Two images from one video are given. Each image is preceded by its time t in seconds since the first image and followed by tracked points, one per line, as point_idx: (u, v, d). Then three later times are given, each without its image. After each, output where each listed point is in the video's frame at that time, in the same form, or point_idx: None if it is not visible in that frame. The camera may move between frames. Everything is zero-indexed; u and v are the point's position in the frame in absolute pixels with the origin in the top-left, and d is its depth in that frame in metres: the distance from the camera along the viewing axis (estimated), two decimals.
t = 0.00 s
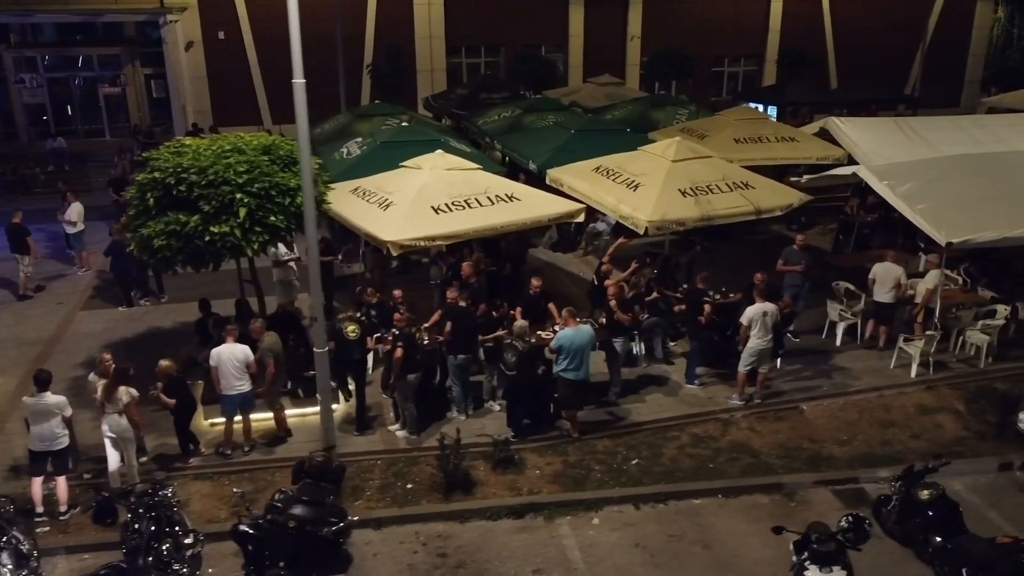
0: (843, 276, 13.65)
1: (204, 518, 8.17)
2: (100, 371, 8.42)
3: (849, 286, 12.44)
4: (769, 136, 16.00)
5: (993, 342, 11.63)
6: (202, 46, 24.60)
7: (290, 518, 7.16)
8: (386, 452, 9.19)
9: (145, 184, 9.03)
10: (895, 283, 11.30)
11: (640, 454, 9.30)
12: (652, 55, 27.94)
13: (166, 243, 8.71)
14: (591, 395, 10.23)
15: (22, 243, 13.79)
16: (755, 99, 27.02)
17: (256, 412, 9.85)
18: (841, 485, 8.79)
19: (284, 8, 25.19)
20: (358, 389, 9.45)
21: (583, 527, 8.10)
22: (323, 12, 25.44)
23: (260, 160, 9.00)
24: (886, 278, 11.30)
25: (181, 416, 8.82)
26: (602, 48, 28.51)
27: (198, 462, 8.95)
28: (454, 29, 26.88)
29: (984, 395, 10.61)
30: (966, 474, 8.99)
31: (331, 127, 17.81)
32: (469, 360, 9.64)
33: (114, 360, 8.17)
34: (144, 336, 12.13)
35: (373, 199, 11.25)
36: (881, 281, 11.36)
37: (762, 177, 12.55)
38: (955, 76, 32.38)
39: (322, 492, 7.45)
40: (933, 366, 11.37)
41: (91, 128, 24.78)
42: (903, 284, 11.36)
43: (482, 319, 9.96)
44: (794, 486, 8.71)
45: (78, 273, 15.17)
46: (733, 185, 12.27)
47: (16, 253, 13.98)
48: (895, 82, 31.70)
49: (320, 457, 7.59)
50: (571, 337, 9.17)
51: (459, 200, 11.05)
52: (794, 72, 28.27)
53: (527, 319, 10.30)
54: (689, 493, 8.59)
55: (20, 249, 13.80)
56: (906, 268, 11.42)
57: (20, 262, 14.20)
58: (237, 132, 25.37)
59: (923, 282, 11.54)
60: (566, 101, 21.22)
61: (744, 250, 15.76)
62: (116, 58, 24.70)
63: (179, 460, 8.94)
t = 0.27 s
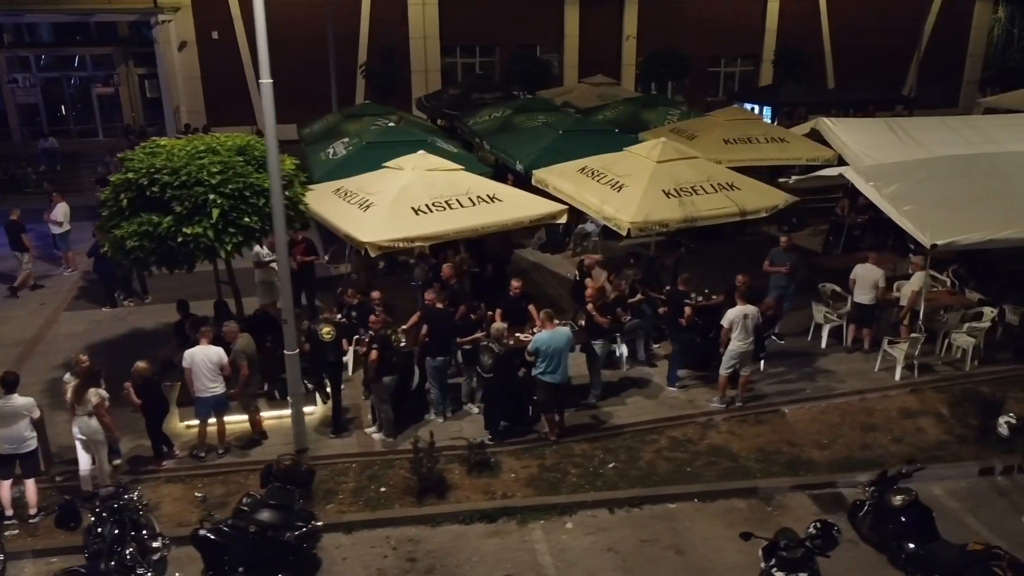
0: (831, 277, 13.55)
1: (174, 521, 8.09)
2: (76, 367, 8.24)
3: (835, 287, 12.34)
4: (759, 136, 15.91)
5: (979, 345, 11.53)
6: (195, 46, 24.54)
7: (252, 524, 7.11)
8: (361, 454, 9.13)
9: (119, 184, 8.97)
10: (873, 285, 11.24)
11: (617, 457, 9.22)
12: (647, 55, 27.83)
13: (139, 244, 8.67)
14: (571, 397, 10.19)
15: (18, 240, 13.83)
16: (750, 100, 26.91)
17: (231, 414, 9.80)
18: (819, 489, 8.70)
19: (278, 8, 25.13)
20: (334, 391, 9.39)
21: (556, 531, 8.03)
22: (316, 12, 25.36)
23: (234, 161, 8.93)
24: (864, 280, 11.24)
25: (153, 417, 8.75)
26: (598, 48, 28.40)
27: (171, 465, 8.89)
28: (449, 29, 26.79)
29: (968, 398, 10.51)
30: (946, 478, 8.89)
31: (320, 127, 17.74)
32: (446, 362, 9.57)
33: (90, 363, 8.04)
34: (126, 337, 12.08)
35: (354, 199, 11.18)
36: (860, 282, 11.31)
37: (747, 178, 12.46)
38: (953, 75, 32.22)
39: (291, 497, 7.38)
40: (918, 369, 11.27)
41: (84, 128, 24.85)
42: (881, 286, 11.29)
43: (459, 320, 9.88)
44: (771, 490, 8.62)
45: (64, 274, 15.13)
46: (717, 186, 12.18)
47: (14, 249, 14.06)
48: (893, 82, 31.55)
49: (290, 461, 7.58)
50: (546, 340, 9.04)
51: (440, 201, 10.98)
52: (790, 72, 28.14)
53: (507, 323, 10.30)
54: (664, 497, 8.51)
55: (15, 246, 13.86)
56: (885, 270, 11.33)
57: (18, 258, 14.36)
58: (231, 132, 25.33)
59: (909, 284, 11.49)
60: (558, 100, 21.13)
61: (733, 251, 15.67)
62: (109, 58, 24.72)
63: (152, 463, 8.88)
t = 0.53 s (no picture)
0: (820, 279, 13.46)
1: (146, 523, 8.05)
2: (51, 368, 8.23)
3: (822, 289, 12.25)
4: (750, 137, 15.84)
5: (966, 347, 11.44)
6: (191, 46, 24.53)
7: (212, 529, 7.09)
8: (337, 457, 9.08)
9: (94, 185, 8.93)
10: (854, 286, 11.21)
11: (595, 460, 9.15)
12: (644, 55, 27.76)
13: (113, 244, 8.63)
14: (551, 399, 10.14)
15: (17, 237, 13.91)
16: (747, 100, 26.81)
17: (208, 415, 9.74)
18: (798, 493, 8.62)
19: (273, 8, 25.13)
20: (312, 393, 9.34)
21: (529, 535, 7.97)
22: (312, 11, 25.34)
23: (210, 161, 8.89)
24: (845, 282, 11.22)
25: (127, 419, 8.69)
26: (595, 48, 28.31)
27: (145, 467, 8.84)
28: (445, 29, 26.75)
29: (953, 401, 10.42)
30: (927, 483, 8.80)
31: (311, 127, 17.68)
32: (425, 363, 9.51)
33: (66, 363, 7.98)
34: (109, 337, 12.06)
35: (336, 200, 11.14)
36: (841, 284, 11.30)
37: (734, 179, 12.38)
38: (952, 76, 32.06)
39: (259, 501, 7.35)
40: (904, 372, 11.18)
41: (79, 128, 24.96)
42: (862, 287, 11.26)
43: (438, 322, 9.82)
44: (748, 494, 8.54)
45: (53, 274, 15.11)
46: (703, 187, 12.10)
47: (14, 246, 14.15)
48: (892, 82, 31.40)
49: (258, 464, 7.59)
50: (525, 342, 8.92)
51: (422, 202, 10.93)
52: (788, 72, 28.03)
53: (488, 324, 10.27)
54: (641, 500, 8.44)
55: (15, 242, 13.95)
56: (867, 272, 11.30)
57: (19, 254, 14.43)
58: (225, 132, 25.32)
59: (895, 286, 11.41)
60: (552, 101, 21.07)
61: (724, 252, 15.59)
62: (104, 58, 24.78)
63: (126, 464, 8.83)
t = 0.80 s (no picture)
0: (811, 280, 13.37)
1: (122, 524, 8.01)
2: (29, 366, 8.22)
3: (811, 291, 12.17)
4: (743, 137, 15.75)
5: (955, 350, 11.33)
6: (189, 46, 24.53)
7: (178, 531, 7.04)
8: (317, 458, 9.04)
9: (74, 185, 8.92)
10: (839, 288, 11.16)
11: (576, 463, 9.09)
12: (643, 55, 27.66)
13: (91, 244, 8.63)
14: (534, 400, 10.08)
15: (23, 233, 14.26)
16: (746, 101, 26.69)
17: (190, 415, 9.70)
18: (779, 497, 8.54)
19: (271, 8, 25.12)
20: (292, 394, 9.31)
21: (505, 538, 7.91)
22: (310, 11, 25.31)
23: (189, 161, 8.87)
24: (830, 283, 11.17)
25: (105, 419, 8.67)
26: (594, 48, 28.23)
27: (123, 467, 8.81)
28: (443, 29, 26.72)
29: (941, 405, 10.32)
30: (910, 488, 8.71)
31: (305, 126, 17.65)
32: (406, 364, 9.46)
33: (43, 362, 7.97)
34: (95, 336, 12.06)
35: (321, 200, 11.11)
36: (826, 286, 11.26)
37: (723, 180, 12.30)
38: (955, 76, 31.87)
39: (231, 503, 7.28)
40: (892, 375, 11.08)
41: (77, 128, 25.05)
42: (847, 289, 11.22)
43: (420, 323, 9.77)
44: (728, 498, 8.47)
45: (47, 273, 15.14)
46: (692, 187, 12.02)
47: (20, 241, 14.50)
48: (894, 83, 31.23)
49: (231, 466, 7.50)
50: (507, 342, 8.81)
51: (407, 202, 10.89)
52: (788, 73, 27.89)
53: (471, 325, 10.22)
54: (619, 503, 8.38)
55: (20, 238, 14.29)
56: (852, 273, 11.24)
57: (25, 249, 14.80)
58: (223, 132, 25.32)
59: (884, 289, 11.30)
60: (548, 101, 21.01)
61: (717, 254, 15.50)
62: (103, 58, 24.85)
63: (105, 465, 8.81)
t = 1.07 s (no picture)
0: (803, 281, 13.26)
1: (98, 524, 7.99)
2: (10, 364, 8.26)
3: (800, 291, 12.06)
4: (738, 137, 15.67)
5: (946, 353, 11.22)
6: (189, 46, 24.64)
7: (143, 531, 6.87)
8: (297, 458, 9.01)
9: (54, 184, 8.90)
10: (829, 289, 11.02)
11: (557, 464, 9.03)
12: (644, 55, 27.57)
13: (71, 244, 8.62)
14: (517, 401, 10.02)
15: (29, 231, 14.17)
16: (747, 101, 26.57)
17: (172, 415, 9.68)
18: (759, 501, 8.47)
19: (271, 8, 25.14)
20: (273, 394, 9.28)
21: (481, 540, 7.87)
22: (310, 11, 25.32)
23: (170, 160, 8.85)
24: (821, 285, 11.03)
25: (83, 419, 8.66)
26: (595, 48, 28.16)
27: (102, 467, 8.80)
28: (443, 28, 26.69)
29: (928, 408, 10.22)
30: (893, 492, 8.63)
31: (300, 126, 17.63)
32: (389, 364, 9.42)
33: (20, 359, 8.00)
34: (83, 335, 12.07)
35: (308, 199, 11.09)
36: (817, 287, 11.11)
37: (713, 180, 12.23)
38: (959, 77, 31.66)
39: (205, 503, 7.32)
40: (881, 377, 10.98)
41: (77, 127, 25.16)
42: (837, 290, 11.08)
43: (402, 323, 9.73)
44: (708, 501, 8.40)
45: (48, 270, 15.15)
46: (682, 188, 11.95)
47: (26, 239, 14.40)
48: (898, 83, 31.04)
49: (205, 466, 7.50)
50: (487, 344, 8.76)
51: (393, 202, 10.85)
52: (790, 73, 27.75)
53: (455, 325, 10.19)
54: (599, 506, 8.32)
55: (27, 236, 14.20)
56: (843, 274, 11.10)
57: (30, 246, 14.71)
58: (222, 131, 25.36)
59: (873, 291, 11.19)
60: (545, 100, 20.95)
61: (711, 255, 15.42)
62: (102, 58, 24.96)
63: (84, 464, 8.80)
